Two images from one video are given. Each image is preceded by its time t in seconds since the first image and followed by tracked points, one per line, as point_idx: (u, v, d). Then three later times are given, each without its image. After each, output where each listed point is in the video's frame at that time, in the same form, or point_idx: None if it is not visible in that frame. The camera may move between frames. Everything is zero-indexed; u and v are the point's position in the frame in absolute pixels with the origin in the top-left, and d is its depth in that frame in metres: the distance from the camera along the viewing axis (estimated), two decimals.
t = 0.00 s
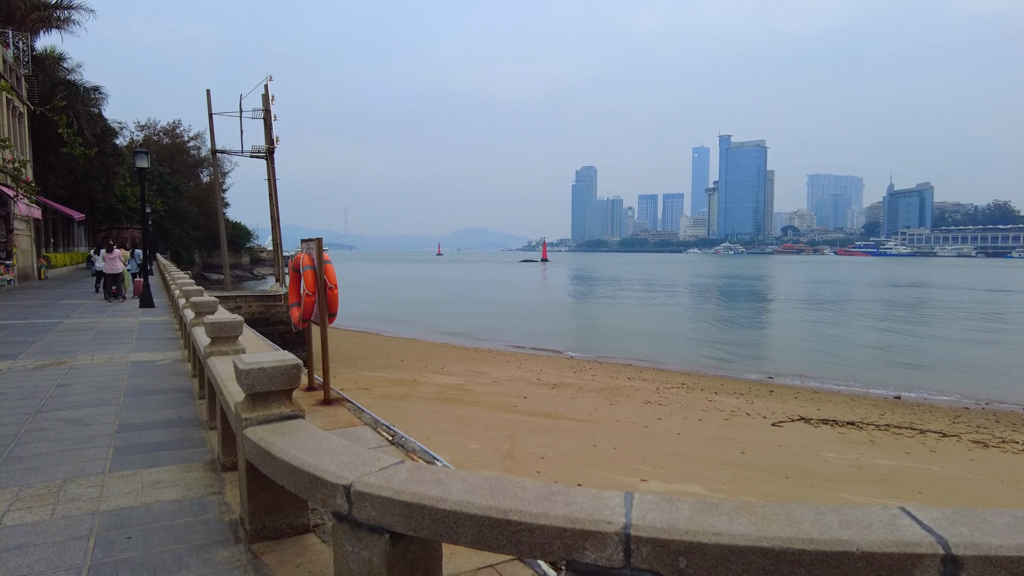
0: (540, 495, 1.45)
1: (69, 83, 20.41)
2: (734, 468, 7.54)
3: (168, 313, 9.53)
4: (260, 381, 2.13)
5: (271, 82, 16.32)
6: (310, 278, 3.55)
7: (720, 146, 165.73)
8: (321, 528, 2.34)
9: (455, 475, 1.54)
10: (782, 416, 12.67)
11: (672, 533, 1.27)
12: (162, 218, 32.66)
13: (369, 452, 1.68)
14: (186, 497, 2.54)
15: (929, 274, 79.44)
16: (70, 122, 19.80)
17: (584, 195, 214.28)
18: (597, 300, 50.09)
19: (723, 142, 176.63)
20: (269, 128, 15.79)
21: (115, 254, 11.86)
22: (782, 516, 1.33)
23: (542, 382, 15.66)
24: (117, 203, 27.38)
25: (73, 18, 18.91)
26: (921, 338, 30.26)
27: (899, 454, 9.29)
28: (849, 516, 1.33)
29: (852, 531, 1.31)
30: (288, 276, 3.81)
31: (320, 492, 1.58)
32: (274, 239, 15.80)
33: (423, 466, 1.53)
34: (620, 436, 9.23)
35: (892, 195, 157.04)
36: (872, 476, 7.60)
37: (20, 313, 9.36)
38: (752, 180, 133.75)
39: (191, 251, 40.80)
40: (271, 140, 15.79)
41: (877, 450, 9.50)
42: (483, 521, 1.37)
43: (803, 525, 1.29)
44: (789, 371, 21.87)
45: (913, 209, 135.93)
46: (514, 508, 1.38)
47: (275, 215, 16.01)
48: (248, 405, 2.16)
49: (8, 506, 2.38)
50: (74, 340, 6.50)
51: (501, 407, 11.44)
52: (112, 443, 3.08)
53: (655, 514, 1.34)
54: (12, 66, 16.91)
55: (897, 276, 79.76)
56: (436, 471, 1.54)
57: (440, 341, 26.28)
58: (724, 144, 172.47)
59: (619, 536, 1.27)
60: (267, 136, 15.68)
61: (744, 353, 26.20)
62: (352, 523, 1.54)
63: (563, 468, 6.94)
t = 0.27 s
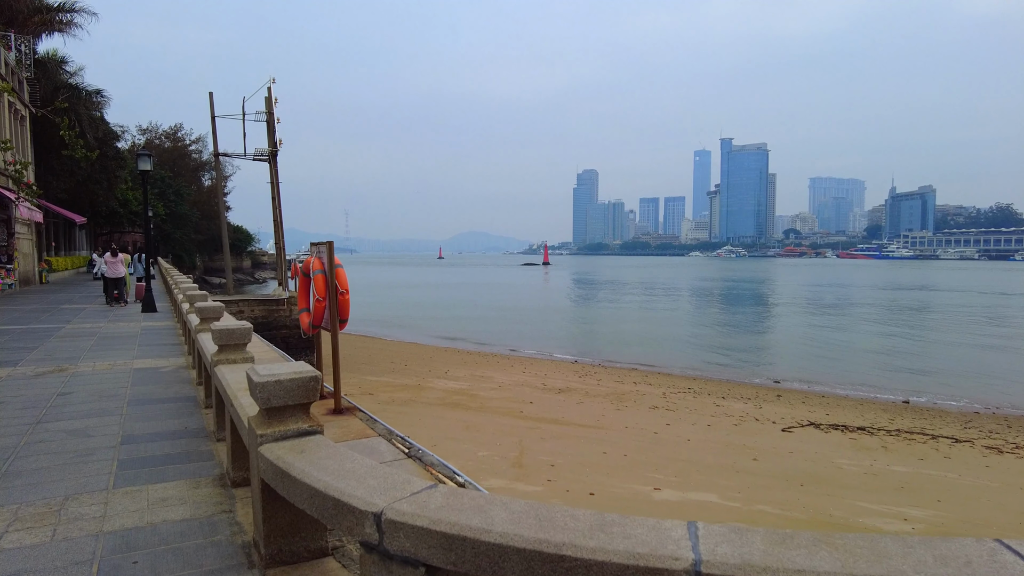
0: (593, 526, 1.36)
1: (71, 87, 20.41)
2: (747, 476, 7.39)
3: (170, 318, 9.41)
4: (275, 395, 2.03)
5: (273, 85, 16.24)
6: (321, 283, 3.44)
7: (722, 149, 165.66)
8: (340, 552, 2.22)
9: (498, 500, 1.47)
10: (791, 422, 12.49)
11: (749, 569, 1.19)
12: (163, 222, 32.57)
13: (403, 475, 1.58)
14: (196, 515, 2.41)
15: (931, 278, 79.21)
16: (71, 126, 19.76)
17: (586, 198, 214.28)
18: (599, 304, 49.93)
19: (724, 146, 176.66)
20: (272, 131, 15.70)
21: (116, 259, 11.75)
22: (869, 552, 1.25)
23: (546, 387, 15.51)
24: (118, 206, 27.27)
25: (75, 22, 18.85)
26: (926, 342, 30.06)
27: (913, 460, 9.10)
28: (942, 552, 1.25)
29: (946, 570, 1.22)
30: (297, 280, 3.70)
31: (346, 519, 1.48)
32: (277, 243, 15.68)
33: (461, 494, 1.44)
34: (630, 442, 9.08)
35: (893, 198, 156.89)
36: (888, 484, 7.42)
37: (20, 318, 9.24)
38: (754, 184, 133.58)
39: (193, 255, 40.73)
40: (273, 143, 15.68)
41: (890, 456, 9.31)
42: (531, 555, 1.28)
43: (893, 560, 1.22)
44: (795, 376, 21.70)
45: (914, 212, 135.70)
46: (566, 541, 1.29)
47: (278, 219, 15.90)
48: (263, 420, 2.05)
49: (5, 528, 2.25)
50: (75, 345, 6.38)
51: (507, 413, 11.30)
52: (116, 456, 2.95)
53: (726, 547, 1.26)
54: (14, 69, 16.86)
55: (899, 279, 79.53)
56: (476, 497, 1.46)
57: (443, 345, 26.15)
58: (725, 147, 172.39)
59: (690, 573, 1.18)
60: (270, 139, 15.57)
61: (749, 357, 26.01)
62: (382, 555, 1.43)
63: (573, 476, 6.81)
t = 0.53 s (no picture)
0: (652, 559, 1.27)
1: (70, 90, 20.31)
2: (758, 481, 7.24)
3: (171, 323, 9.28)
4: (291, 409, 1.90)
5: (274, 87, 16.14)
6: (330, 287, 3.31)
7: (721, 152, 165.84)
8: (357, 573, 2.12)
9: (548, 530, 1.38)
10: (798, 425, 12.35)
11: None
12: (162, 226, 32.47)
13: (438, 499, 1.51)
14: (202, 535, 2.28)
15: (931, 279, 79.14)
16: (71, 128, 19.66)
17: (585, 201, 214.33)
18: (600, 307, 49.83)
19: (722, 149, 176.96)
20: (274, 134, 15.58)
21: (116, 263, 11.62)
22: None
23: (550, 391, 15.39)
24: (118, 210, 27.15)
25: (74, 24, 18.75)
26: (929, 344, 29.93)
27: (924, 464, 8.94)
28: None
29: None
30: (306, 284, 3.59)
31: (378, 552, 1.38)
32: (278, 246, 15.55)
33: (505, 526, 1.35)
34: (638, 448, 8.95)
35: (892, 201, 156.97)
36: (903, 489, 7.25)
37: (19, 323, 9.10)
38: (754, 186, 133.58)
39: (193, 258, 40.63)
40: (274, 146, 15.57)
41: (901, 460, 9.15)
42: None
43: None
44: (799, 378, 21.58)
45: (914, 214, 135.79)
46: None
47: (279, 222, 15.78)
48: (277, 435, 1.93)
49: None
50: (74, 351, 6.25)
51: (512, 418, 11.18)
52: (117, 469, 2.82)
53: None
54: (13, 72, 16.76)
55: (899, 281, 79.47)
56: (528, 526, 1.39)
57: (445, 348, 26.02)
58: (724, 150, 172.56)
59: None
60: (271, 142, 15.46)
61: (751, 360, 25.87)
62: None
63: (583, 482, 6.68)
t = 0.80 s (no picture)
0: None
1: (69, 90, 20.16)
2: (770, 485, 7.10)
3: (171, 325, 9.14)
4: (307, 422, 1.77)
5: (274, 87, 15.99)
6: (339, 289, 3.19)
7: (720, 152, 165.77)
8: None
9: (604, 566, 1.28)
10: (806, 427, 12.18)
11: None
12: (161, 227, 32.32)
13: (476, 526, 1.42)
14: (208, 556, 2.14)
15: (931, 279, 79.03)
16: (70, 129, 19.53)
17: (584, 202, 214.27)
18: (600, 307, 49.69)
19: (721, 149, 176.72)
20: (274, 134, 15.43)
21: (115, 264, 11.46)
22: None
23: (553, 393, 15.25)
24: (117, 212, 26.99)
25: (72, 24, 18.60)
26: (931, 344, 29.81)
27: (937, 466, 8.75)
28: None
29: None
30: (312, 286, 3.47)
31: None
32: (278, 247, 15.39)
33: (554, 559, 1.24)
34: (646, 451, 8.82)
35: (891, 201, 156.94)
36: (918, 492, 7.07)
37: (16, 325, 8.95)
38: (753, 186, 133.41)
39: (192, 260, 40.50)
40: (274, 145, 15.43)
41: (912, 462, 8.98)
42: None
43: None
44: (802, 378, 21.43)
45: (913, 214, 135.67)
46: None
47: (280, 222, 15.63)
48: (293, 451, 1.79)
49: None
50: (73, 355, 6.11)
51: (517, 420, 11.02)
52: (118, 482, 2.68)
53: None
54: (11, 72, 16.61)
55: (899, 281, 79.37)
56: (585, 562, 1.29)
57: (446, 350, 25.87)
58: (723, 151, 172.49)
59: None
60: (271, 142, 15.32)
61: (750, 360, 25.80)
62: None
63: (592, 488, 6.56)
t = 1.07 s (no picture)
0: None
1: (66, 96, 20.04)
2: (784, 490, 6.95)
3: (172, 332, 9.01)
4: (328, 449, 1.64)
5: (273, 90, 15.87)
6: (349, 296, 3.07)
7: (718, 152, 165.76)
8: None
9: None
10: (813, 429, 12.04)
11: None
12: (160, 233, 32.19)
13: (522, 567, 1.30)
14: None
15: (931, 278, 79.00)
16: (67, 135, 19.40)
17: (583, 203, 214.32)
18: (600, 309, 49.54)
19: (719, 150, 176.75)
20: (273, 138, 15.31)
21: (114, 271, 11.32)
22: None
23: (557, 396, 15.10)
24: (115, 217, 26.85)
25: (69, 29, 18.48)
26: (934, 343, 29.69)
27: (950, 468, 8.60)
28: None
29: None
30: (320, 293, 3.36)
31: None
32: (278, 252, 15.24)
33: None
34: (654, 456, 8.68)
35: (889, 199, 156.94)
36: (934, 496, 6.92)
37: (14, 334, 8.82)
38: (752, 186, 133.36)
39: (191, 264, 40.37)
40: (274, 149, 15.31)
41: (925, 464, 8.83)
42: None
43: None
44: (806, 378, 21.30)
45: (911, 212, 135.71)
46: None
47: (280, 227, 15.50)
48: (313, 481, 1.66)
49: None
50: (72, 364, 5.96)
51: (523, 425, 10.90)
52: (118, 504, 2.55)
53: None
54: (8, 77, 16.48)
55: (899, 280, 79.31)
56: None
57: (447, 353, 25.72)
58: (721, 151, 172.49)
59: None
60: (270, 145, 15.20)
61: (753, 360, 25.67)
62: None
63: (603, 495, 6.42)
